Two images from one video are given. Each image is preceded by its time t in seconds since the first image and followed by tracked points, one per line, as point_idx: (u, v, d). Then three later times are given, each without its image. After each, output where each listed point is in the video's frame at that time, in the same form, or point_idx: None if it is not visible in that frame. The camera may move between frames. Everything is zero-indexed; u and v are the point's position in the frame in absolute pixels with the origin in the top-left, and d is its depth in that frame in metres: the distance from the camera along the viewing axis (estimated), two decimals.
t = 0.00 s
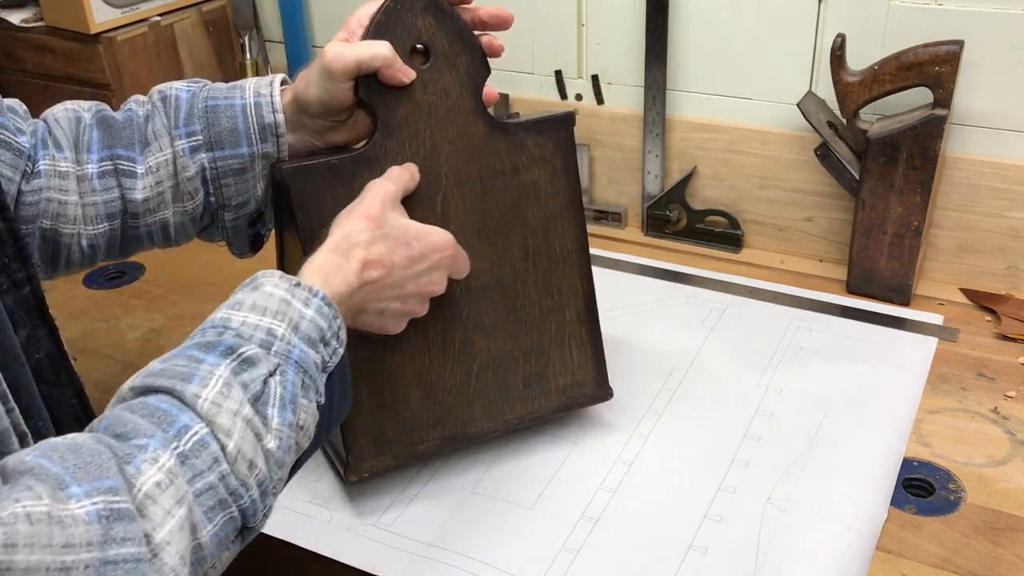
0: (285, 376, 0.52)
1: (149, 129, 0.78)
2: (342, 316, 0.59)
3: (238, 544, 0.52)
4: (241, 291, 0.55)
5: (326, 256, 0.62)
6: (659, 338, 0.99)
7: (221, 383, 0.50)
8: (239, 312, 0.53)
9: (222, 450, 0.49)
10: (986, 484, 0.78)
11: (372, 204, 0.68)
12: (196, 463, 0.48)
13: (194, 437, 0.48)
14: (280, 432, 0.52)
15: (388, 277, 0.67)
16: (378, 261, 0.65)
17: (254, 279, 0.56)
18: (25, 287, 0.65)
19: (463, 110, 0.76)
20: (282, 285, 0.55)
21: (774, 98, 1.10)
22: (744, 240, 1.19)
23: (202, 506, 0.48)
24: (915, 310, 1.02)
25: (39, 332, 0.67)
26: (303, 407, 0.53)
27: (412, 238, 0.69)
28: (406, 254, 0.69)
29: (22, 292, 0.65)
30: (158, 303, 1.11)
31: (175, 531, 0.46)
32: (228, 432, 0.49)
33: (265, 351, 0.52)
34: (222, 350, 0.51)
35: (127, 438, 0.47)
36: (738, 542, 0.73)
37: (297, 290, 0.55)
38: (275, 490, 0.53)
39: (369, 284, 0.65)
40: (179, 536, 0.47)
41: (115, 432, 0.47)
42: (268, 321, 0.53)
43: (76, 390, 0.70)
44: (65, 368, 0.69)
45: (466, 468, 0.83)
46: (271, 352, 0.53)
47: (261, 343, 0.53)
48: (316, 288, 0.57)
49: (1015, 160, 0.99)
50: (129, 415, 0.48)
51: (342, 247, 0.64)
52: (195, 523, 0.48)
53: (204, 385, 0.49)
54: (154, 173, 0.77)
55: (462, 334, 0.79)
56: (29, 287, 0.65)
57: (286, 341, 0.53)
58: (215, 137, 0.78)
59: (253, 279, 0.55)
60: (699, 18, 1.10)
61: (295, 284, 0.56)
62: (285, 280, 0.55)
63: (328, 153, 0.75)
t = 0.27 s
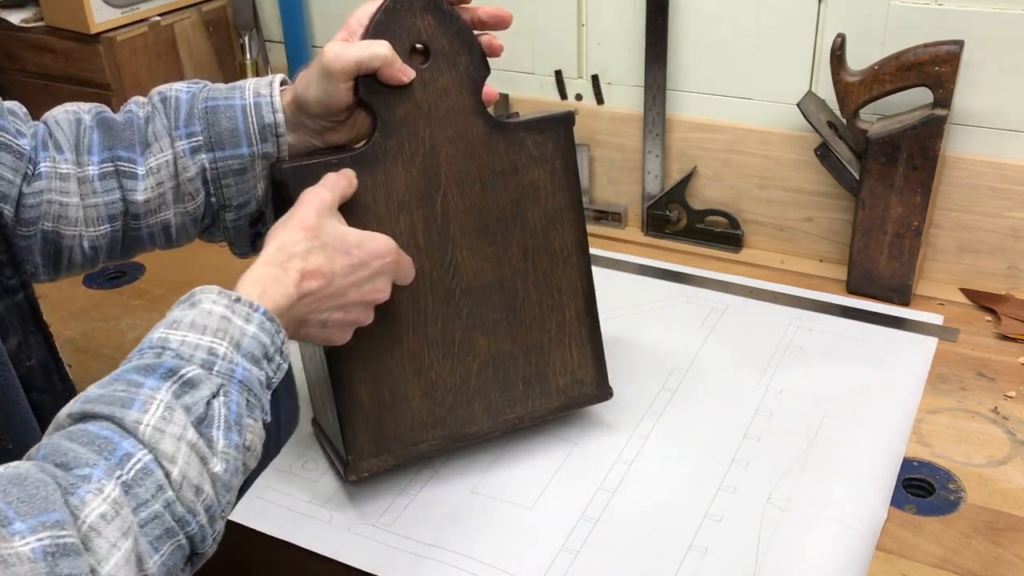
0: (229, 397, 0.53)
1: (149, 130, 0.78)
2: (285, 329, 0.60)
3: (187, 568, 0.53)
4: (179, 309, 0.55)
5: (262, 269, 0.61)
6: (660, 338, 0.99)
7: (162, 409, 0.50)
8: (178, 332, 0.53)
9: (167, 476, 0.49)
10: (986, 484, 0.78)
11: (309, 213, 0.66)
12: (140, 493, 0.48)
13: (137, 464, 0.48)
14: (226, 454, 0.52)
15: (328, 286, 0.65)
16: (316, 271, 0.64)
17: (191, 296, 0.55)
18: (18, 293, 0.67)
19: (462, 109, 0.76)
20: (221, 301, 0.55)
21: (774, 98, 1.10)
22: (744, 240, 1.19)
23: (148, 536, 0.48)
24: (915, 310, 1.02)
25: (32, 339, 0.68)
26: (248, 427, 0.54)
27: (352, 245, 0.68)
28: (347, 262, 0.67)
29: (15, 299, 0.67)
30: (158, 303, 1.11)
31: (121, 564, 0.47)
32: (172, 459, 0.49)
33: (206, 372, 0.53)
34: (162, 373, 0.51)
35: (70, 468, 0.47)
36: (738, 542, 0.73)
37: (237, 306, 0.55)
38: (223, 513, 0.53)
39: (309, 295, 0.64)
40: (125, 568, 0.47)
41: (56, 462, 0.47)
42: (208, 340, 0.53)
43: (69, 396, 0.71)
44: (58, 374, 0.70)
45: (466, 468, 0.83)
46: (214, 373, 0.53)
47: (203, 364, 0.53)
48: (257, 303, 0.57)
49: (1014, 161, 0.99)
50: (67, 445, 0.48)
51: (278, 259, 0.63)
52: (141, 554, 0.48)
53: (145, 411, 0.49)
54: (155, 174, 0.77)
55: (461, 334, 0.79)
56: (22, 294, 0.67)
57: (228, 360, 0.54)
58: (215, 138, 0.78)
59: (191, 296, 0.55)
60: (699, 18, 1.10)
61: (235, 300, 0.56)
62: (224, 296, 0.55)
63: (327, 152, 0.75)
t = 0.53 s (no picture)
0: (187, 414, 0.52)
1: (148, 131, 0.77)
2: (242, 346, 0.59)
3: None
4: (132, 328, 0.54)
5: (216, 281, 0.61)
6: (660, 338, 0.99)
7: (120, 428, 0.49)
8: (132, 351, 0.52)
9: (126, 497, 0.48)
10: (986, 484, 0.78)
11: (260, 223, 0.66)
12: (99, 514, 0.47)
13: (95, 486, 0.47)
14: (187, 473, 0.51)
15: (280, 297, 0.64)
16: (269, 282, 0.63)
17: (144, 315, 0.55)
18: (12, 299, 0.65)
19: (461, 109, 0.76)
20: (176, 318, 0.55)
21: (774, 98, 1.10)
22: (744, 240, 1.19)
23: (106, 560, 0.47)
24: (915, 310, 1.02)
25: (24, 346, 0.66)
26: (207, 444, 0.53)
27: (305, 255, 0.67)
28: (300, 272, 0.66)
29: (9, 305, 0.65)
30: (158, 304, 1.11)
31: None
32: (131, 479, 0.48)
33: (163, 390, 0.52)
34: (118, 392, 0.50)
35: (26, 492, 0.45)
36: (737, 543, 0.73)
37: (192, 322, 0.55)
38: (184, 533, 0.52)
39: (264, 306, 0.63)
40: None
41: (8, 487, 0.45)
42: (164, 356, 0.53)
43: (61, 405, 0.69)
44: (51, 382, 0.68)
45: (465, 468, 0.83)
46: (171, 391, 0.52)
47: (159, 381, 0.52)
48: (214, 318, 0.57)
49: (1014, 161, 0.99)
50: (20, 468, 0.46)
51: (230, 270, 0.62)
52: None
53: (102, 431, 0.48)
54: (155, 175, 0.77)
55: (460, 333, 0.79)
56: (15, 299, 0.65)
57: (185, 377, 0.53)
58: (215, 138, 0.78)
59: (144, 314, 0.55)
60: (699, 18, 1.10)
61: (191, 315, 0.55)
62: (180, 312, 0.55)
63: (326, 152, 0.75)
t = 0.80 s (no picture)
0: (187, 412, 0.52)
1: (148, 131, 0.77)
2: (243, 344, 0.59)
3: None
4: (132, 326, 0.54)
5: (214, 281, 0.61)
6: (659, 338, 0.99)
7: (120, 426, 0.49)
8: (133, 348, 0.52)
9: (126, 495, 0.48)
10: (986, 484, 0.78)
11: (258, 222, 0.66)
12: (99, 512, 0.47)
13: (95, 483, 0.47)
14: (186, 470, 0.51)
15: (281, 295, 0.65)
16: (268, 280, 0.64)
17: (144, 313, 0.55)
18: (9, 300, 0.65)
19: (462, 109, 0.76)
20: (176, 315, 0.55)
21: (774, 98, 1.10)
22: (744, 240, 1.19)
23: (107, 557, 0.47)
24: (914, 310, 1.02)
25: (19, 347, 0.66)
26: (207, 442, 0.53)
27: (303, 252, 0.67)
28: (301, 268, 0.66)
29: (5, 306, 0.65)
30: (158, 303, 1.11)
31: None
32: (132, 477, 0.48)
33: (163, 387, 0.52)
34: (118, 390, 0.50)
35: (27, 489, 0.45)
36: (737, 542, 0.73)
37: (192, 320, 0.55)
38: (184, 531, 0.52)
39: (263, 305, 0.64)
40: None
41: (9, 484, 0.45)
42: (164, 354, 0.53)
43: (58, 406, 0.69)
44: (48, 384, 0.68)
45: (466, 467, 0.83)
46: (171, 388, 0.52)
47: (159, 379, 0.52)
48: (214, 317, 0.57)
49: (1014, 161, 0.99)
50: (21, 464, 0.46)
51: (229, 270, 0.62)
52: None
53: (102, 429, 0.48)
54: (155, 174, 0.77)
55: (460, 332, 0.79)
56: (12, 301, 0.65)
57: (185, 375, 0.53)
58: (215, 137, 0.78)
59: (144, 311, 0.55)
60: (699, 18, 1.10)
61: (191, 313, 0.55)
62: (180, 310, 0.55)
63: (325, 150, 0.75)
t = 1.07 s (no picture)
0: (197, 515, 0.50)
1: (148, 130, 0.78)
2: (269, 447, 0.57)
3: None
4: (162, 411, 0.53)
5: (238, 376, 0.58)
6: (659, 338, 0.99)
7: (128, 519, 0.47)
8: (157, 437, 0.51)
9: None
10: (986, 484, 0.78)
11: (277, 314, 0.63)
12: None
13: None
14: None
15: (312, 381, 0.63)
16: (298, 368, 0.61)
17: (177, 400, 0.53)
18: (10, 298, 0.64)
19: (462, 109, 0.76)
20: (206, 411, 0.53)
21: (774, 98, 1.10)
22: (744, 240, 1.19)
23: None
24: (914, 310, 1.02)
25: (22, 344, 0.65)
26: (212, 548, 0.50)
27: (326, 331, 0.65)
28: (329, 350, 0.64)
29: (6, 304, 0.64)
30: (158, 303, 1.11)
31: None
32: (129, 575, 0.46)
33: (179, 486, 0.50)
34: (134, 480, 0.48)
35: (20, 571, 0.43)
36: (738, 543, 0.73)
37: (221, 418, 0.53)
38: None
39: (290, 397, 0.61)
40: None
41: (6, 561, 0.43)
42: (187, 450, 0.51)
43: (61, 403, 0.68)
44: (49, 381, 0.68)
45: (466, 467, 0.83)
46: (185, 488, 0.50)
47: (177, 476, 0.50)
48: (243, 415, 0.55)
49: (1014, 161, 0.99)
50: (25, 541, 0.45)
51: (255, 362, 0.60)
52: None
53: (110, 520, 0.46)
54: (154, 173, 0.78)
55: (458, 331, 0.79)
56: (13, 298, 0.64)
57: (203, 476, 0.51)
58: (214, 137, 0.78)
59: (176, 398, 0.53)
60: (698, 19, 1.10)
61: (220, 410, 0.54)
62: (212, 406, 0.53)
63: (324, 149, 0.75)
